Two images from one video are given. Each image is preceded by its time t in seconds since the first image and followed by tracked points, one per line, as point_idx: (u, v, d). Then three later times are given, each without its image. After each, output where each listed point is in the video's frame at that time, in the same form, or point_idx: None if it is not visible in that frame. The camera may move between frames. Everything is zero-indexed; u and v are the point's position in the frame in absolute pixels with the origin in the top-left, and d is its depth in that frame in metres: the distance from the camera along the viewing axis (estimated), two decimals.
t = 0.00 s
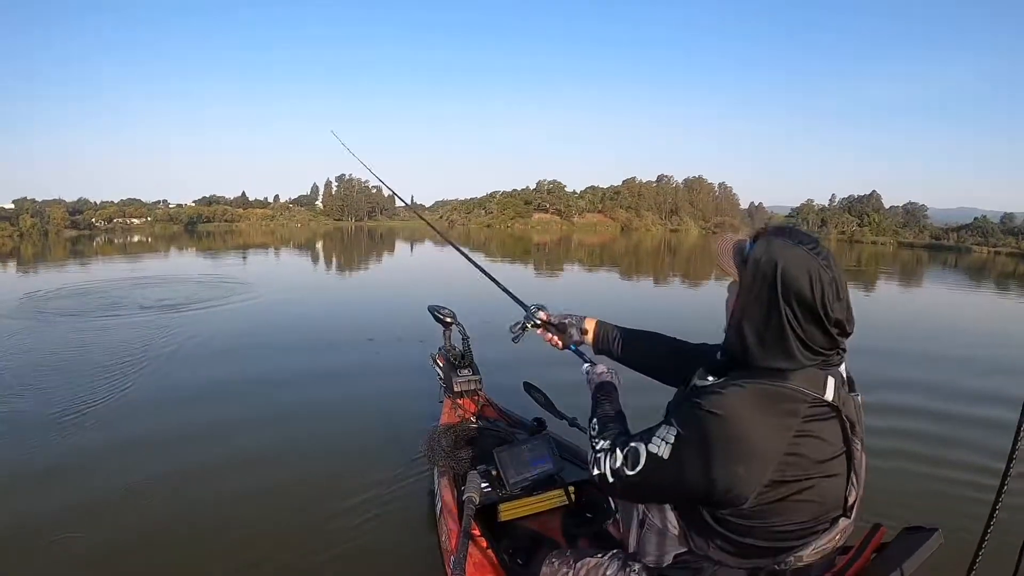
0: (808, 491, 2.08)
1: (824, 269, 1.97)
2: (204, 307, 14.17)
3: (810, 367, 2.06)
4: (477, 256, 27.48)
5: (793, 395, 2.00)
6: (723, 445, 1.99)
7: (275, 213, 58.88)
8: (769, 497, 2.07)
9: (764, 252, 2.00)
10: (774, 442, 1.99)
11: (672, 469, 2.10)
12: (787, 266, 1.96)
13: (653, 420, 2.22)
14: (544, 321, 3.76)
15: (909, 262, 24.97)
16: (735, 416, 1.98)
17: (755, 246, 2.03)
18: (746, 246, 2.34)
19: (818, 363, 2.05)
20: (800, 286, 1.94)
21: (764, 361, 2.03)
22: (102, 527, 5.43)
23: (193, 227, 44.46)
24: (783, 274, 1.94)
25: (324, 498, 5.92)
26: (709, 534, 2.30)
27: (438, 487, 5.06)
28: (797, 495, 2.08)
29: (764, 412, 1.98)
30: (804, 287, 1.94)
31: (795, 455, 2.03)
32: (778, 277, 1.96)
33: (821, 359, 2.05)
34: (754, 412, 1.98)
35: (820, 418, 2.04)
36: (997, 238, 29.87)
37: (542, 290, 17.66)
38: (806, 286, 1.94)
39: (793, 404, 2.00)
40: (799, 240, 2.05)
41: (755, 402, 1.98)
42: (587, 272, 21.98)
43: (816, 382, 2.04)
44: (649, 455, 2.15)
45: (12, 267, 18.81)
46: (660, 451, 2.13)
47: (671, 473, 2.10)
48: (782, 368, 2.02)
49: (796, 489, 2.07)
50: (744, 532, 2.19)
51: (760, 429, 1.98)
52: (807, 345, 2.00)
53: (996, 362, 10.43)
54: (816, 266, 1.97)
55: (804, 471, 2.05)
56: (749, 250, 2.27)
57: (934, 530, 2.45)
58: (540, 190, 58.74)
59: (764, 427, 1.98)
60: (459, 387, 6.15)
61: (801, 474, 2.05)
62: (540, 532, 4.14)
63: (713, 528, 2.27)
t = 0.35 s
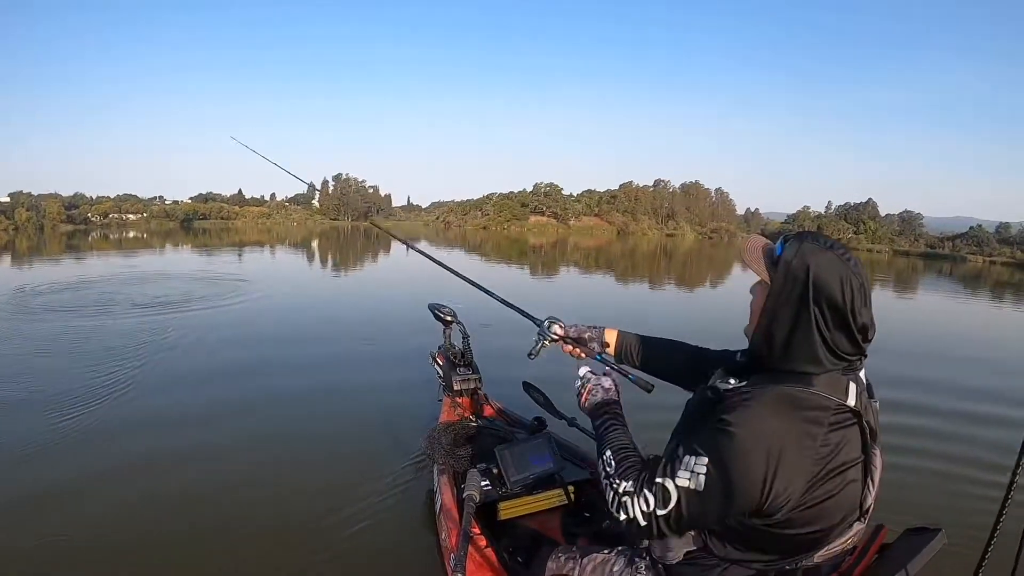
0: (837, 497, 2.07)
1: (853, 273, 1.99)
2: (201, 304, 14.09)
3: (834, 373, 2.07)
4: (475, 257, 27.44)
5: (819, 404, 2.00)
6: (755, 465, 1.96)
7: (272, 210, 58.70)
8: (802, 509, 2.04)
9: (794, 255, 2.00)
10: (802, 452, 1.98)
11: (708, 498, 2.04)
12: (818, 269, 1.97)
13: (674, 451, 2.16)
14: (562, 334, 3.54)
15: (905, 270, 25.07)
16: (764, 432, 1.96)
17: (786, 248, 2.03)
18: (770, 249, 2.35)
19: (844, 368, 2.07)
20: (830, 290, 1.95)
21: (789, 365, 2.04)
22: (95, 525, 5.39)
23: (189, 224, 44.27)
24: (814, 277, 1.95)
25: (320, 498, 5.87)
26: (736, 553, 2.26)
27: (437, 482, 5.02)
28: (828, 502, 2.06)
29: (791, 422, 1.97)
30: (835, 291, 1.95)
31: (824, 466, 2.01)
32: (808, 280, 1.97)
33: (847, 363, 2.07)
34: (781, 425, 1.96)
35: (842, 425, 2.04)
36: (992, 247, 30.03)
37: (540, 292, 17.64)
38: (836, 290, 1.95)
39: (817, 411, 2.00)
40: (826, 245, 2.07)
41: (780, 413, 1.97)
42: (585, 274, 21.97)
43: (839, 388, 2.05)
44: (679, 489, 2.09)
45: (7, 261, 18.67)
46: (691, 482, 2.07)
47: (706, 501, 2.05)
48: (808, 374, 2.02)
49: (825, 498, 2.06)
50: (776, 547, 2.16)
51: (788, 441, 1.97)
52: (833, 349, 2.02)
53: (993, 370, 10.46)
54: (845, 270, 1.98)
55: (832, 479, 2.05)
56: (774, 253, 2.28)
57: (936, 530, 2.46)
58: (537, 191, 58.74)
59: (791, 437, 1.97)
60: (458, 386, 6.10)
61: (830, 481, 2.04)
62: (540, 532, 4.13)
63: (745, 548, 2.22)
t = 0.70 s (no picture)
0: (852, 502, 2.02)
1: (855, 268, 2.00)
2: (200, 310, 14.08)
3: (835, 374, 2.02)
4: (475, 255, 27.41)
5: (826, 411, 1.93)
6: (777, 489, 1.88)
7: (272, 214, 58.78)
8: (826, 522, 1.98)
9: (799, 246, 2.01)
10: (817, 470, 1.91)
11: (745, 547, 1.92)
12: (820, 263, 1.97)
13: (695, 503, 2.01)
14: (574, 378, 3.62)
15: (905, 257, 25.06)
16: (778, 452, 1.88)
17: (790, 241, 2.04)
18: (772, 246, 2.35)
19: (844, 364, 2.05)
20: (832, 281, 1.96)
21: (787, 357, 2.05)
22: (99, 533, 5.41)
23: (189, 229, 44.37)
24: (817, 268, 1.96)
25: (323, 502, 5.87)
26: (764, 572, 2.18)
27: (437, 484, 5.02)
28: (846, 507, 2.01)
29: (801, 443, 1.89)
30: (837, 282, 1.96)
31: (841, 475, 1.95)
32: (812, 270, 1.98)
33: (847, 360, 2.05)
34: (794, 442, 1.89)
35: (849, 429, 1.98)
36: (993, 232, 30.00)
37: (540, 289, 17.61)
38: (837, 283, 1.96)
39: (825, 425, 1.92)
40: (831, 239, 2.07)
41: (788, 436, 1.89)
42: (585, 270, 21.96)
43: (841, 393, 1.98)
44: (719, 544, 1.94)
45: (8, 272, 18.74)
46: (728, 534, 1.92)
47: (748, 547, 1.92)
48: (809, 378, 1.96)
49: (844, 503, 2.00)
50: (801, 558, 2.11)
51: (801, 461, 1.89)
52: (834, 344, 2.02)
53: (994, 356, 10.43)
54: (847, 264, 1.99)
55: (848, 484, 1.99)
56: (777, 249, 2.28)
57: (938, 531, 2.45)
58: (536, 188, 58.75)
59: (804, 459, 1.89)
60: (458, 386, 6.10)
61: (847, 489, 1.98)
62: (540, 532, 4.11)
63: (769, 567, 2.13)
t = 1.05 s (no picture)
0: (861, 506, 2.03)
1: (850, 268, 2.00)
2: (201, 312, 14.09)
3: (837, 380, 2.03)
4: (475, 249, 27.38)
5: (832, 417, 1.94)
6: (788, 500, 1.88)
7: (271, 213, 58.76)
8: (838, 528, 1.99)
9: (791, 250, 2.02)
10: (826, 480, 1.91)
11: (762, 565, 1.91)
12: (814, 265, 1.98)
13: (708, 523, 1.98)
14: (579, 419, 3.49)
15: (906, 241, 24.98)
16: (788, 463, 1.89)
17: (781, 245, 2.04)
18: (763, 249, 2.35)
19: (846, 366, 2.06)
20: (828, 283, 1.96)
21: (790, 363, 2.05)
22: (105, 534, 5.45)
23: (188, 231, 44.41)
24: (811, 272, 1.97)
25: (327, 502, 5.90)
26: None
27: (437, 484, 5.04)
28: (856, 512, 2.02)
29: (809, 456, 1.90)
30: (833, 284, 1.97)
31: (851, 480, 1.95)
32: (807, 273, 1.98)
33: (849, 361, 2.06)
34: (801, 452, 1.89)
35: (855, 433, 1.99)
36: (994, 215, 29.89)
37: (540, 282, 17.58)
38: (833, 284, 1.96)
39: (831, 434, 1.92)
40: (823, 239, 2.07)
41: (796, 449, 1.90)
42: (585, 262, 21.94)
43: (846, 400, 1.99)
44: (737, 561, 1.91)
45: (9, 279, 18.79)
46: (745, 551, 1.90)
47: (764, 562, 1.90)
48: (811, 384, 1.97)
49: (855, 508, 2.01)
50: (812, 562, 2.12)
51: (810, 473, 1.90)
52: (835, 345, 2.02)
53: (996, 339, 10.40)
54: (842, 265, 1.99)
55: (857, 490, 2.00)
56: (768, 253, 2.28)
57: (939, 532, 2.47)
58: (535, 180, 58.63)
59: (813, 470, 1.90)
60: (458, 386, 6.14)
61: (857, 495, 1.99)
62: (540, 532, 4.13)
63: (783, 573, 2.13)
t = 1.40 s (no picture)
0: (865, 505, 2.03)
1: (852, 269, 2.00)
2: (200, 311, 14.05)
3: (841, 381, 2.02)
4: (475, 252, 27.37)
5: (836, 417, 1.93)
6: (793, 500, 1.87)
7: (272, 213, 58.76)
8: (841, 528, 1.98)
9: (794, 254, 2.01)
10: (832, 481, 1.90)
11: (767, 566, 1.89)
12: (818, 268, 1.97)
13: (713, 523, 1.97)
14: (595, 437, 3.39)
15: (906, 250, 25.05)
16: (792, 462, 1.87)
17: (782, 249, 2.04)
18: (765, 252, 2.34)
19: (850, 367, 2.05)
20: (831, 286, 1.96)
21: (794, 365, 2.05)
22: (101, 532, 5.43)
23: (189, 230, 44.41)
24: (814, 275, 1.96)
25: (324, 502, 5.87)
26: None
27: (437, 484, 5.02)
28: (859, 512, 2.02)
29: (814, 456, 1.88)
30: (836, 287, 1.96)
31: (855, 480, 1.94)
32: (810, 276, 1.98)
33: (853, 363, 2.05)
34: (805, 452, 1.88)
35: (859, 433, 1.98)
36: (993, 225, 29.95)
37: (540, 285, 17.59)
38: (837, 287, 1.96)
39: (836, 434, 1.91)
40: (826, 241, 2.07)
41: (801, 450, 1.88)
42: (586, 265, 21.97)
43: (851, 400, 1.98)
44: (743, 562, 1.89)
45: (9, 275, 18.78)
46: (750, 552, 1.88)
47: (769, 563, 1.89)
48: (813, 384, 1.97)
49: (858, 508, 2.00)
50: (815, 561, 2.11)
51: (815, 474, 1.88)
52: (839, 348, 2.02)
53: (995, 348, 10.39)
54: (845, 268, 1.99)
55: (861, 489, 1.99)
56: (770, 256, 2.28)
57: (940, 531, 2.46)
58: (536, 183, 58.70)
59: (818, 470, 1.88)
60: (457, 387, 6.17)
61: (861, 494, 1.98)
62: (540, 532, 4.12)
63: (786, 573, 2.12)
